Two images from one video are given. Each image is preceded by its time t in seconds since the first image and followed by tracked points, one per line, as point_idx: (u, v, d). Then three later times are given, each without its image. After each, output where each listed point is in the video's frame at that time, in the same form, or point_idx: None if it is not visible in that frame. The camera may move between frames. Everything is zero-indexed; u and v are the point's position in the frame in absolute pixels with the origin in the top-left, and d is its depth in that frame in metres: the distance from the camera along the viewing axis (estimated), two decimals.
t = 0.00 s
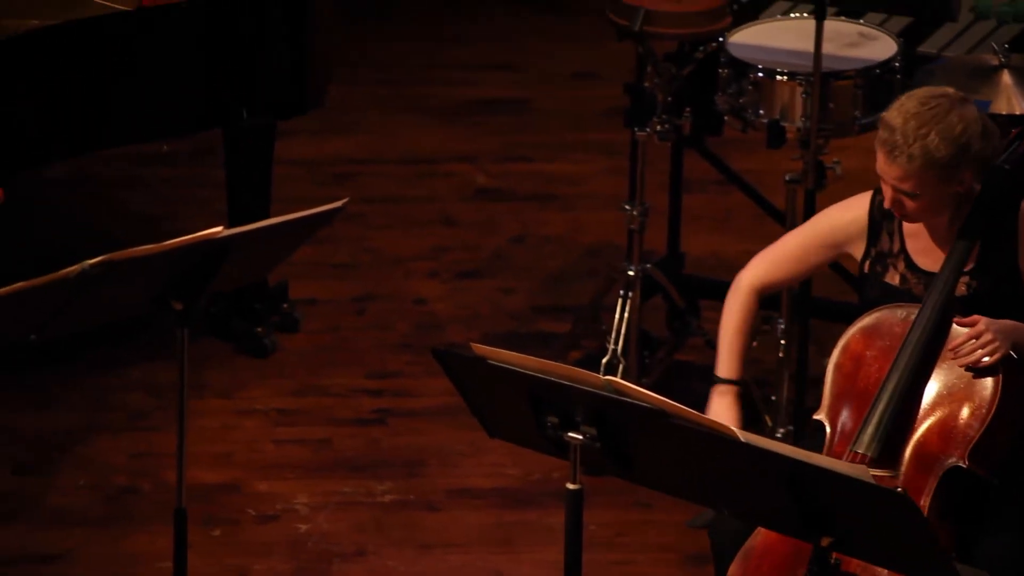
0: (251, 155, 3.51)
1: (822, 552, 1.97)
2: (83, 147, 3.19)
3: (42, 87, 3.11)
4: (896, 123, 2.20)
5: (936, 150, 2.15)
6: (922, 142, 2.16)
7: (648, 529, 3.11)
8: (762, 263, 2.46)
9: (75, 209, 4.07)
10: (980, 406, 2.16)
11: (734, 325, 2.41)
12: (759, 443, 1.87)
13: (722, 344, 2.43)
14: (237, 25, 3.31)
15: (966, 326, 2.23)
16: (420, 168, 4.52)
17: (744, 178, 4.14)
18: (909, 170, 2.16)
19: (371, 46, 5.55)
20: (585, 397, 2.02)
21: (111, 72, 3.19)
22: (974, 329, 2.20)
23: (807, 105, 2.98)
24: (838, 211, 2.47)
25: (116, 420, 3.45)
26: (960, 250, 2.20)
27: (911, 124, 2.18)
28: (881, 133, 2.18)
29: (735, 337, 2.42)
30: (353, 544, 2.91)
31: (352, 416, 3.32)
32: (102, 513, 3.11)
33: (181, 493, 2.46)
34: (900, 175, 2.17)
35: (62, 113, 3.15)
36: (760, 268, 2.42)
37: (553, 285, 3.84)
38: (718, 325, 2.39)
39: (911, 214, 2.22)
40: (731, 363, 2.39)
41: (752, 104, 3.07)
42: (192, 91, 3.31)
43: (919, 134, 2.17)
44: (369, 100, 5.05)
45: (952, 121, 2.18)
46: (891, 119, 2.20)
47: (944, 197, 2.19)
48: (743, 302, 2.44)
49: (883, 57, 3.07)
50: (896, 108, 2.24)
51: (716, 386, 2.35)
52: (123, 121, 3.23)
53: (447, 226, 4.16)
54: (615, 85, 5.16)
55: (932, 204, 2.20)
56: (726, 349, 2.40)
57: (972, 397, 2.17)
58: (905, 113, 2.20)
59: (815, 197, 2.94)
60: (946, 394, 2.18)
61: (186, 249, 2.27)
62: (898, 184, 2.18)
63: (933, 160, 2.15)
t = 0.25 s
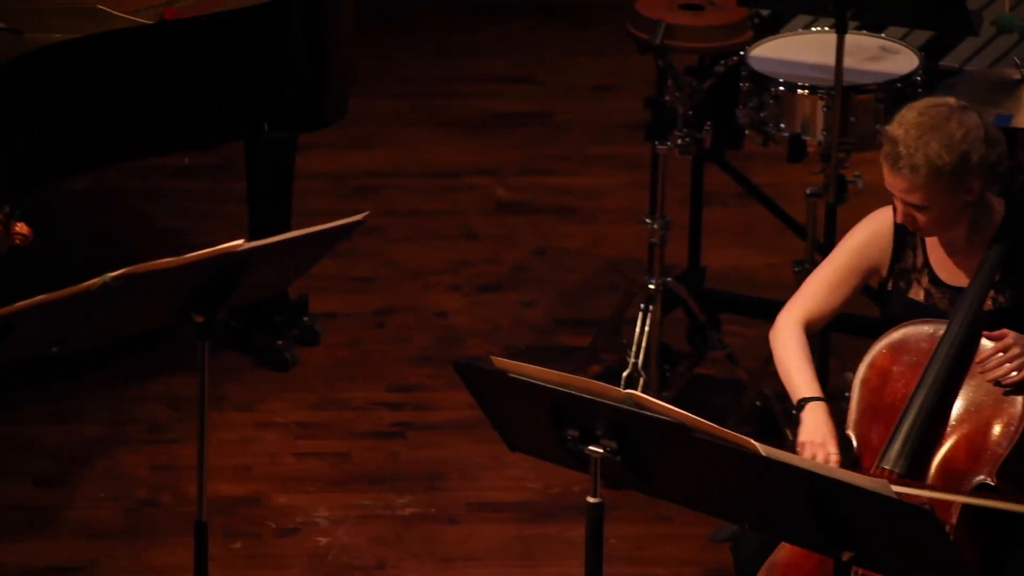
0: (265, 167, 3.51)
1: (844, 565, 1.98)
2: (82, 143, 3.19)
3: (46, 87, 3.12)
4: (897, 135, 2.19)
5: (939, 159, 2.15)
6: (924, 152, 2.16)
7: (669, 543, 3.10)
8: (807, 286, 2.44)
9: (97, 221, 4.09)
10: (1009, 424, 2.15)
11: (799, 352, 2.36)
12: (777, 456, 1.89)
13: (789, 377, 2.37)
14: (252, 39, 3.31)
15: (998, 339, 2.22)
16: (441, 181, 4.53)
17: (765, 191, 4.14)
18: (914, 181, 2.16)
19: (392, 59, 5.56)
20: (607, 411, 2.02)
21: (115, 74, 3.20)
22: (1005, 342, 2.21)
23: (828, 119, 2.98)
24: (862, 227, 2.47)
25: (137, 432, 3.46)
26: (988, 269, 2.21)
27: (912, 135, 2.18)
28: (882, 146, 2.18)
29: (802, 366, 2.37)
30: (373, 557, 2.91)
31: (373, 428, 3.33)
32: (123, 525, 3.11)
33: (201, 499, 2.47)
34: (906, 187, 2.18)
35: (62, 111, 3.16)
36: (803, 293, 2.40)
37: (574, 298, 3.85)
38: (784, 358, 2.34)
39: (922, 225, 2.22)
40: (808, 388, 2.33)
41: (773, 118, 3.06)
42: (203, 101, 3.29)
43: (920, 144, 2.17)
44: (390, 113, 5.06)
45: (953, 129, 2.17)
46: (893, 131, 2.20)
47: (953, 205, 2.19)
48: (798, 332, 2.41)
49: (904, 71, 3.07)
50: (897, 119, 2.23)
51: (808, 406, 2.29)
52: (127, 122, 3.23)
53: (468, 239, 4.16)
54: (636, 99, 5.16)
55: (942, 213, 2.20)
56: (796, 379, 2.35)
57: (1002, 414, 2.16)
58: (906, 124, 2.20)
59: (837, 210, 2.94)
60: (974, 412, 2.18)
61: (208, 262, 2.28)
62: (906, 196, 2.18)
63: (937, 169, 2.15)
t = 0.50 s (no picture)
0: (285, 178, 3.53)
1: None
2: (101, 153, 3.21)
3: (65, 98, 3.13)
4: (928, 176, 2.20)
5: (971, 206, 2.16)
6: (956, 197, 2.16)
7: (685, 555, 3.10)
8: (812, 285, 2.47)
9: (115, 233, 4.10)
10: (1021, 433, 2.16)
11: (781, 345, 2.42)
12: (793, 467, 1.89)
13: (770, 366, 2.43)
14: (276, 52, 3.33)
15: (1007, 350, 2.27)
16: (458, 192, 4.54)
17: (783, 204, 4.14)
18: (943, 226, 2.17)
19: (410, 70, 5.58)
20: (622, 422, 2.02)
21: (137, 83, 3.21)
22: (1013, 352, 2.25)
23: (846, 131, 2.98)
24: (875, 238, 2.48)
25: (154, 443, 3.46)
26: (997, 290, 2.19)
27: (945, 176, 2.19)
28: (914, 187, 2.18)
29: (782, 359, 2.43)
30: (390, 569, 2.91)
31: (390, 440, 3.33)
32: (140, 536, 3.12)
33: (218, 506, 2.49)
34: (934, 228, 2.19)
35: (80, 122, 3.17)
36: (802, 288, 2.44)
37: (591, 310, 3.85)
38: (764, 349, 2.40)
39: (946, 259, 2.24)
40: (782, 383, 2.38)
41: (792, 130, 3.06)
42: (224, 113, 3.31)
43: (953, 188, 2.17)
44: (408, 124, 5.07)
45: (986, 173, 2.18)
46: (924, 171, 2.20)
47: (980, 245, 2.21)
48: (788, 326, 2.45)
49: (922, 83, 3.06)
50: (929, 157, 2.24)
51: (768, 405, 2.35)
52: (147, 133, 3.25)
53: (485, 251, 4.17)
54: (653, 111, 5.17)
55: (968, 252, 2.21)
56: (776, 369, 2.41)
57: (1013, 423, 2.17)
58: (938, 166, 2.20)
59: (855, 223, 2.94)
60: (987, 421, 2.19)
61: (227, 273, 2.28)
62: (933, 237, 2.19)
63: (968, 214, 2.16)
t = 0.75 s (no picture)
0: (301, 187, 3.54)
1: None
2: (117, 164, 3.22)
3: (81, 109, 3.14)
4: (929, 209, 2.23)
5: (969, 236, 2.18)
6: (955, 227, 2.19)
7: (704, 567, 3.09)
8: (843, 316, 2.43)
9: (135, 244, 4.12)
10: None
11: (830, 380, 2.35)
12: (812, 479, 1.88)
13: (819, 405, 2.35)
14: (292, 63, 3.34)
15: None
16: (477, 203, 4.55)
17: (801, 215, 4.14)
18: (942, 254, 2.21)
19: (428, 81, 5.59)
20: (641, 433, 2.02)
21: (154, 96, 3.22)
22: None
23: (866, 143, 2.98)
24: (893, 255, 2.48)
25: (173, 453, 3.47)
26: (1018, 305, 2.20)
27: (944, 207, 2.21)
28: (914, 215, 2.22)
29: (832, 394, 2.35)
30: None
31: (408, 450, 3.33)
32: (158, 546, 3.12)
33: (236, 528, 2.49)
34: (934, 256, 2.23)
35: (97, 133, 3.18)
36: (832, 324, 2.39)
37: (610, 321, 3.85)
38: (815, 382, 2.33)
39: (951, 279, 2.28)
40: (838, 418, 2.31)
41: (810, 141, 3.06)
42: (240, 124, 3.32)
43: (952, 218, 2.20)
44: (426, 135, 5.08)
45: (985, 204, 2.20)
46: (926, 199, 2.24)
47: (983, 266, 2.24)
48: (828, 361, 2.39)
49: (941, 95, 3.06)
50: (932, 182, 2.27)
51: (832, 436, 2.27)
52: (162, 143, 3.26)
53: (504, 261, 4.17)
54: (671, 122, 5.17)
55: (971, 273, 2.25)
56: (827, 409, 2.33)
57: None
58: (939, 195, 2.23)
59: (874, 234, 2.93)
60: (1006, 436, 2.20)
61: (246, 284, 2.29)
62: (935, 262, 2.24)
63: (967, 244, 2.19)
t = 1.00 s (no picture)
0: (325, 194, 3.55)
1: None
2: (142, 176, 3.24)
3: (103, 122, 3.17)
4: (965, 193, 2.22)
5: (1006, 222, 2.16)
6: (992, 213, 2.17)
7: None
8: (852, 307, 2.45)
9: (159, 252, 4.13)
10: None
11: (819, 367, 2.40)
12: (837, 489, 1.89)
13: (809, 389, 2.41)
14: (313, 72, 3.34)
15: None
16: (500, 212, 4.56)
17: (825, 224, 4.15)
18: (979, 242, 2.18)
19: (451, 90, 5.61)
20: (665, 443, 2.02)
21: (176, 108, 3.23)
22: None
23: (890, 152, 2.97)
24: (917, 262, 2.47)
25: (197, 461, 3.49)
26: None
27: (979, 193, 2.20)
28: (951, 203, 2.20)
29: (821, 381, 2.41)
30: None
31: (432, 459, 3.34)
32: (183, 554, 3.14)
33: (261, 524, 2.55)
34: (970, 245, 2.20)
35: (119, 145, 3.21)
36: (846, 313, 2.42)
37: (633, 330, 3.86)
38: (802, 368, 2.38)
39: (983, 275, 2.24)
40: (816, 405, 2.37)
41: (835, 151, 3.06)
42: (261, 131, 3.33)
43: (990, 206, 2.18)
44: (449, 143, 5.10)
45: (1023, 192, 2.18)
46: (963, 188, 2.22)
47: (1017, 261, 2.21)
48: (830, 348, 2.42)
49: (966, 104, 3.06)
50: (967, 174, 2.25)
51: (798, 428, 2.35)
52: (186, 154, 3.27)
53: (527, 270, 4.18)
54: (694, 132, 5.17)
55: (1006, 268, 2.21)
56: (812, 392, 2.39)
57: None
58: (976, 183, 2.22)
59: (899, 243, 2.92)
60: None
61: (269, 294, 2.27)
62: (969, 253, 2.20)
63: (1003, 231, 2.17)
